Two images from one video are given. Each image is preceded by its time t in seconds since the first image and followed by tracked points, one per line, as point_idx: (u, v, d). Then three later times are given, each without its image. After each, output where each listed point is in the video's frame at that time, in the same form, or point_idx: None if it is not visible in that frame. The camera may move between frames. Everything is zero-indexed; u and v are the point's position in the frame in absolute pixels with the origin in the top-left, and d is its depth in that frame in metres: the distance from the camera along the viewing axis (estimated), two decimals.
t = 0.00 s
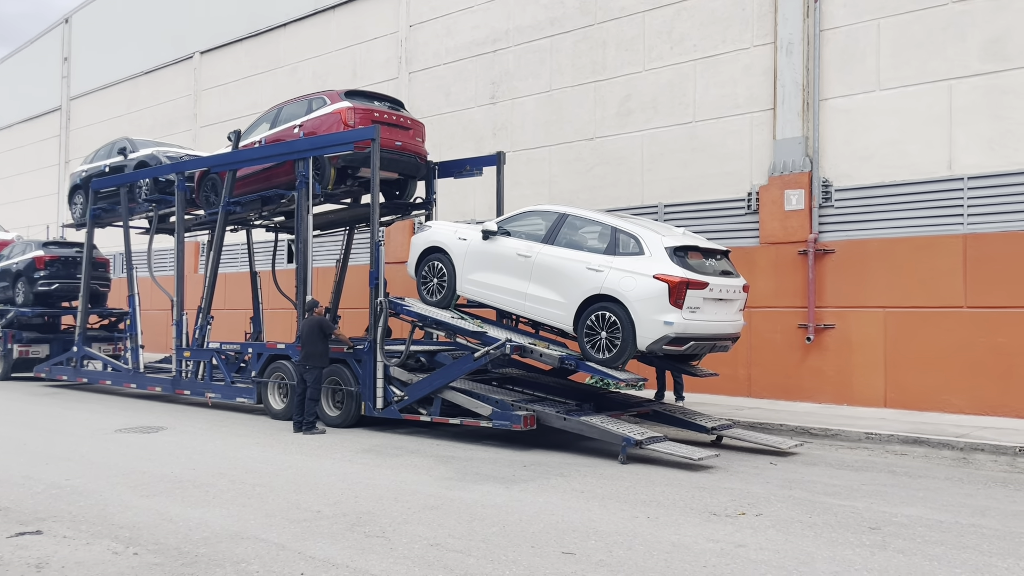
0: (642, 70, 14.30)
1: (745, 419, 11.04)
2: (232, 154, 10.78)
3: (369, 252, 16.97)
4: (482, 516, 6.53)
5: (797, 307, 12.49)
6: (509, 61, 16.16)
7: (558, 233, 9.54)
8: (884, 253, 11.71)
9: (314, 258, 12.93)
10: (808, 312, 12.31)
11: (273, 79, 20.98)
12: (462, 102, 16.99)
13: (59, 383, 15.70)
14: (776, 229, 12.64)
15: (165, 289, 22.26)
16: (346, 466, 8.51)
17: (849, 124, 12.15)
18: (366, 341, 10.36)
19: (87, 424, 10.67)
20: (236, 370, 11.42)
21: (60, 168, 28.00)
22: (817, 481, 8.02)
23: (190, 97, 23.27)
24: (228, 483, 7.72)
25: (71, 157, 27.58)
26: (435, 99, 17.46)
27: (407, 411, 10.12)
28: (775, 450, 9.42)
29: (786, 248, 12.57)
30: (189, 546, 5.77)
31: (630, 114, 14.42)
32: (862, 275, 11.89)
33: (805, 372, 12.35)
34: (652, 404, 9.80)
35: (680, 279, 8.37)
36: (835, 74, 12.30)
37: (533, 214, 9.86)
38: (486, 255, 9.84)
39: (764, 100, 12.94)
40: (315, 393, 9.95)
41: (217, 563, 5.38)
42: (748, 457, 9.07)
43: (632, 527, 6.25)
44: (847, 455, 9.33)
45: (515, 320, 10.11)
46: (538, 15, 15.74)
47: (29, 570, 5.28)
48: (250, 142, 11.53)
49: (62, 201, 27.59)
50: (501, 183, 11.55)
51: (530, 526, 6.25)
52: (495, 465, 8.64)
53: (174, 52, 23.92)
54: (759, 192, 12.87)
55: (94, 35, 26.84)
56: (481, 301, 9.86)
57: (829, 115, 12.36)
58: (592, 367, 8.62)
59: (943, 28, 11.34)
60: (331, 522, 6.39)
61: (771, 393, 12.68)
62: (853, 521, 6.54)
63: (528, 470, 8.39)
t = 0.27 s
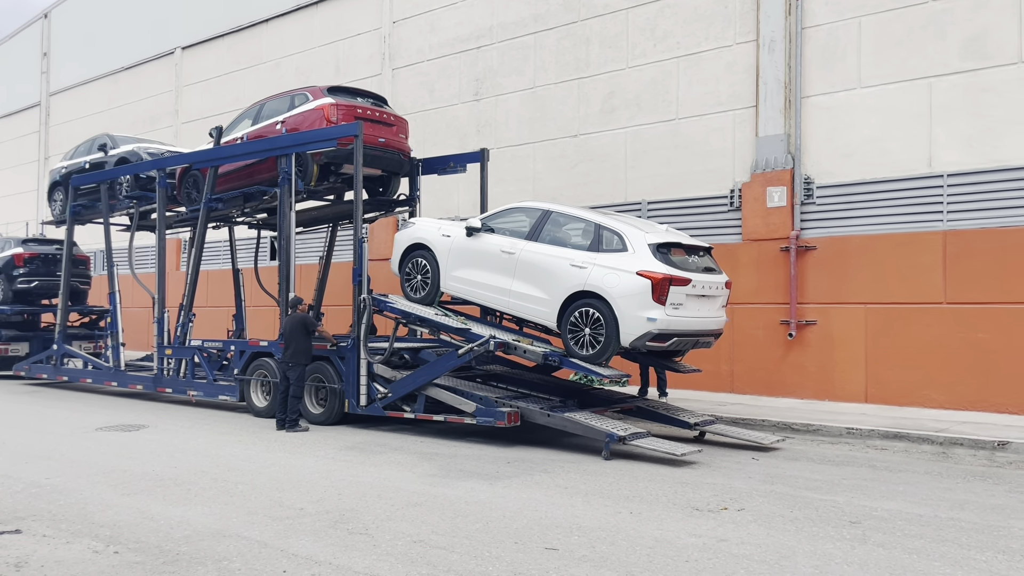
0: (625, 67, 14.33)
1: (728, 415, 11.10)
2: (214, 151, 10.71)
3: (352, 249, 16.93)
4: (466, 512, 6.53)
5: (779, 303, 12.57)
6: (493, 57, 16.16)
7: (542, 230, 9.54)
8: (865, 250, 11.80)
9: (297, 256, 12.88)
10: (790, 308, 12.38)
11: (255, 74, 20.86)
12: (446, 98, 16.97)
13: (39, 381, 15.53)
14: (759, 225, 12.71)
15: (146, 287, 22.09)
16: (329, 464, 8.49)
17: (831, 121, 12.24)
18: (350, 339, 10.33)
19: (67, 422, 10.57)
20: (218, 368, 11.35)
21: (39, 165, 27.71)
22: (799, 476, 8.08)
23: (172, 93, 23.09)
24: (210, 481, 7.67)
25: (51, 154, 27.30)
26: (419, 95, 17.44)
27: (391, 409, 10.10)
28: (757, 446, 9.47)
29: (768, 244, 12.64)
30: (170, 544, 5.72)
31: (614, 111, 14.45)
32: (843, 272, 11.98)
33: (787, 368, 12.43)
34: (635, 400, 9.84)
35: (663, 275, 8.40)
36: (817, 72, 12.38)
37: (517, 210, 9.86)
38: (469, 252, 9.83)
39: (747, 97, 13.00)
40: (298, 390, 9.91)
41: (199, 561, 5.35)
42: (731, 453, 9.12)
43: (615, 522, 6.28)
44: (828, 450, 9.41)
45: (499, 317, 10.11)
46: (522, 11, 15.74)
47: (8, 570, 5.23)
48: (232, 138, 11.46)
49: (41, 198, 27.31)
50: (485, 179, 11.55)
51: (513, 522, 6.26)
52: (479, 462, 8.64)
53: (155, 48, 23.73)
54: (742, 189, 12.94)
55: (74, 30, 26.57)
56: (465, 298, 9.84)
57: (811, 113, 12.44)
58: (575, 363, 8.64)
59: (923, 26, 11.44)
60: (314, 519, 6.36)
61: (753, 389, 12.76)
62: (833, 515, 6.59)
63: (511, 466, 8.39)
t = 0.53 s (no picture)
0: (612, 64, 14.35)
1: (714, 411, 11.15)
2: (198, 148, 10.64)
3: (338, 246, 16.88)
4: (452, 510, 6.53)
5: (765, 300, 12.62)
6: (479, 54, 16.14)
7: (528, 227, 9.53)
8: (849, 247, 11.87)
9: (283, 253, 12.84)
10: (775, 305, 12.45)
11: (240, 71, 20.75)
12: (432, 95, 16.94)
13: (22, 380, 15.39)
14: (744, 223, 12.76)
15: (130, 285, 21.95)
16: (315, 462, 8.46)
17: (815, 119, 12.31)
18: (336, 337, 10.30)
19: (50, 421, 10.49)
20: (203, 367, 11.30)
21: (21, 162, 27.46)
22: (784, 472, 8.12)
23: (156, 90, 22.93)
24: (195, 480, 7.63)
25: (33, 151, 27.06)
26: (405, 92, 17.40)
27: (377, 407, 10.08)
28: (743, 442, 9.52)
29: (754, 241, 12.69)
30: (154, 544, 5.69)
31: (600, 109, 14.47)
32: (827, 269, 12.05)
33: (772, 365, 12.50)
34: (621, 397, 9.86)
35: (649, 273, 8.42)
36: (802, 70, 12.44)
37: (504, 208, 9.85)
38: (456, 250, 9.82)
39: (732, 95, 13.04)
40: (284, 388, 9.87)
41: (184, 560, 5.32)
42: (717, 449, 9.16)
43: (601, 519, 6.29)
44: (813, 446, 9.46)
45: (486, 314, 10.11)
46: (508, 8, 15.73)
47: None
48: (216, 135, 11.39)
49: (23, 196, 27.06)
50: (471, 177, 11.53)
51: (500, 519, 6.26)
52: (466, 459, 8.64)
53: (138, 44, 23.55)
54: (728, 187, 12.98)
55: (56, 26, 26.33)
56: (451, 295, 9.83)
57: (796, 110, 12.50)
58: (562, 361, 8.65)
59: (906, 24, 11.51)
60: (300, 517, 6.34)
61: (739, 385, 12.82)
62: (818, 511, 6.63)
63: (498, 464, 8.39)
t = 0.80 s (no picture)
0: (601, 62, 14.36)
1: (703, 408, 11.19)
2: (187, 145, 10.60)
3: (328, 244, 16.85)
4: (443, 508, 6.54)
5: (754, 297, 12.68)
6: (469, 52, 16.14)
7: (518, 225, 9.54)
8: (837, 244, 11.93)
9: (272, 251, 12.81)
10: (764, 302, 12.50)
11: (229, 68, 20.66)
12: (422, 93, 16.93)
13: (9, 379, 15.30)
14: (733, 220, 12.81)
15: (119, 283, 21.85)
16: (305, 460, 8.45)
17: (804, 117, 12.36)
18: (325, 335, 10.28)
19: (38, 420, 10.43)
20: (192, 365, 11.27)
21: (8, 159, 27.28)
22: (773, 468, 8.17)
23: (144, 87, 22.81)
24: (184, 479, 7.61)
25: (20, 149, 26.89)
26: (394, 90, 17.38)
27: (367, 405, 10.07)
28: (732, 439, 9.56)
29: (743, 239, 12.74)
30: (143, 542, 5.68)
31: (590, 107, 14.48)
32: (816, 266, 12.11)
33: (761, 362, 12.55)
34: (611, 394, 9.88)
35: (639, 270, 8.45)
36: (790, 68, 12.49)
37: (493, 205, 9.85)
38: (446, 248, 9.81)
39: (721, 93, 13.08)
40: (273, 387, 9.85)
41: (173, 559, 5.31)
42: (706, 446, 9.19)
43: (591, 516, 6.31)
44: (801, 442, 9.52)
45: (476, 312, 10.11)
46: (498, 6, 15.72)
47: None
48: (205, 133, 11.35)
49: (10, 194, 26.88)
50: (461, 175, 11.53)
51: (490, 517, 6.27)
52: (456, 457, 8.64)
53: (126, 41, 23.42)
54: (717, 185, 13.02)
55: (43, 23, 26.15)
56: (441, 293, 9.82)
57: (785, 108, 12.55)
58: (552, 358, 8.66)
59: (894, 23, 11.57)
60: (290, 516, 6.34)
61: (729, 382, 12.87)
62: (806, 507, 6.67)
63: (488, 461, 8.40)
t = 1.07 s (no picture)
0: (594, 60, 14.37)
1: (696, 406, 11.22)
2: (178, 144, 10.56)
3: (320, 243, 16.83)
4: (436, 506, 6.54)
5: (746, 295, 12.72)
6: (461, 50, 16.13)
7: (511, 223, 9.53)
8: (829, 242, 11.97)
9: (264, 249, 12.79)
10: (756, 300, 12.54)
11: (220, 66, 20.60)
12: (414, 91, 16.91)
13: None
14: (726, 218, 12.83)
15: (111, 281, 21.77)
16: (298, 459, 8.44)
17: (796, 115, 12.39)
18: (318, 333, 10.27)
19: (28, 420, 10.39)
20: (185, 364, 11.25)
21: None
22: (765, 465, 8.20)
23: (135, 85, 22.72)
24: (177, 478, 7.59)
25: (11, 147, 26.76)
26: (387, 88, 17.35)
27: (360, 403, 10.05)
28: (724, 436, 9.59)
29: (735, 237, 12.77)
30: (136, 542, 5.66)
31: (583, 105, 14.49)
32: (808, 264, 12.15)
33: (753, 359, 12.59)
34: (605, 392, 9.89)
35: (632, 268, 8.46)
36: (782, 66, 12.52)
37: (486, 204, 9.85)
38: (439, 246, 9.81)
39: (714, 91, 13.10)
40: (266, 385, 9.82)
41: (165, 558, 5.30)
42: (699, 443, 9.22)
43: (584, 514, 6.32)
44: (794, 440, 9.55)
45: (469, 310, 10.11)
46: (491, 4, 15.71)
47: None
48: (197, 131, 11.31)
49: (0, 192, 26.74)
50: (454, 173, 11.52)
51: (483, 515, 6.28)
52: (449, 455, 8.64)
53: (117, 38, 23.32)
54: (709, 183, 13.05)
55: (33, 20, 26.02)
56: (434, 291, 9.82)
57: (777, 106, 12.57)
58: (545, 356, 8.66)
59: (886, 21, 11.61)
60: (283, 515, 6.33)
61: (721, 380, 12.91)
62: (798, 504, 6.69)
63: (482, 459, 8.41)
